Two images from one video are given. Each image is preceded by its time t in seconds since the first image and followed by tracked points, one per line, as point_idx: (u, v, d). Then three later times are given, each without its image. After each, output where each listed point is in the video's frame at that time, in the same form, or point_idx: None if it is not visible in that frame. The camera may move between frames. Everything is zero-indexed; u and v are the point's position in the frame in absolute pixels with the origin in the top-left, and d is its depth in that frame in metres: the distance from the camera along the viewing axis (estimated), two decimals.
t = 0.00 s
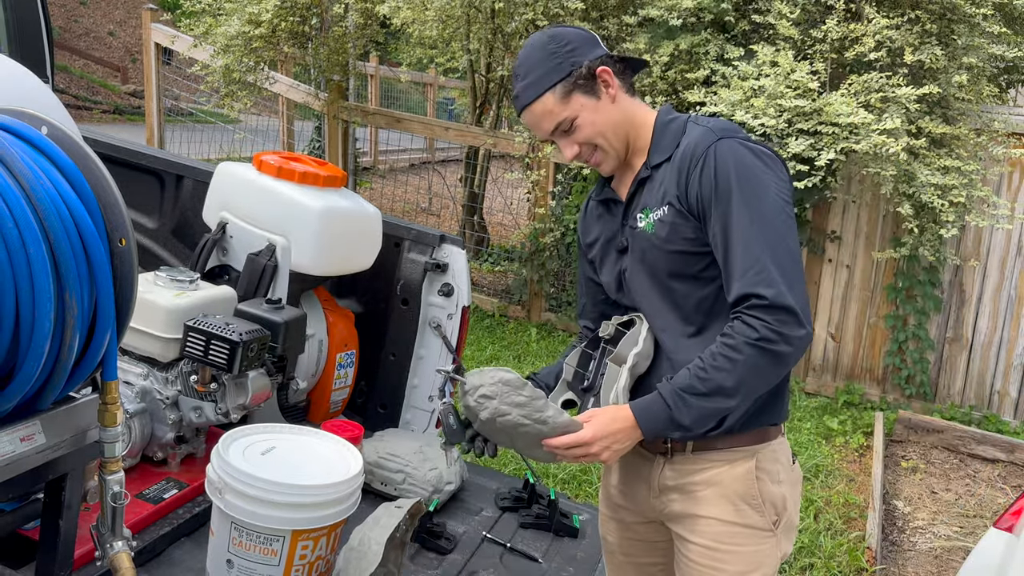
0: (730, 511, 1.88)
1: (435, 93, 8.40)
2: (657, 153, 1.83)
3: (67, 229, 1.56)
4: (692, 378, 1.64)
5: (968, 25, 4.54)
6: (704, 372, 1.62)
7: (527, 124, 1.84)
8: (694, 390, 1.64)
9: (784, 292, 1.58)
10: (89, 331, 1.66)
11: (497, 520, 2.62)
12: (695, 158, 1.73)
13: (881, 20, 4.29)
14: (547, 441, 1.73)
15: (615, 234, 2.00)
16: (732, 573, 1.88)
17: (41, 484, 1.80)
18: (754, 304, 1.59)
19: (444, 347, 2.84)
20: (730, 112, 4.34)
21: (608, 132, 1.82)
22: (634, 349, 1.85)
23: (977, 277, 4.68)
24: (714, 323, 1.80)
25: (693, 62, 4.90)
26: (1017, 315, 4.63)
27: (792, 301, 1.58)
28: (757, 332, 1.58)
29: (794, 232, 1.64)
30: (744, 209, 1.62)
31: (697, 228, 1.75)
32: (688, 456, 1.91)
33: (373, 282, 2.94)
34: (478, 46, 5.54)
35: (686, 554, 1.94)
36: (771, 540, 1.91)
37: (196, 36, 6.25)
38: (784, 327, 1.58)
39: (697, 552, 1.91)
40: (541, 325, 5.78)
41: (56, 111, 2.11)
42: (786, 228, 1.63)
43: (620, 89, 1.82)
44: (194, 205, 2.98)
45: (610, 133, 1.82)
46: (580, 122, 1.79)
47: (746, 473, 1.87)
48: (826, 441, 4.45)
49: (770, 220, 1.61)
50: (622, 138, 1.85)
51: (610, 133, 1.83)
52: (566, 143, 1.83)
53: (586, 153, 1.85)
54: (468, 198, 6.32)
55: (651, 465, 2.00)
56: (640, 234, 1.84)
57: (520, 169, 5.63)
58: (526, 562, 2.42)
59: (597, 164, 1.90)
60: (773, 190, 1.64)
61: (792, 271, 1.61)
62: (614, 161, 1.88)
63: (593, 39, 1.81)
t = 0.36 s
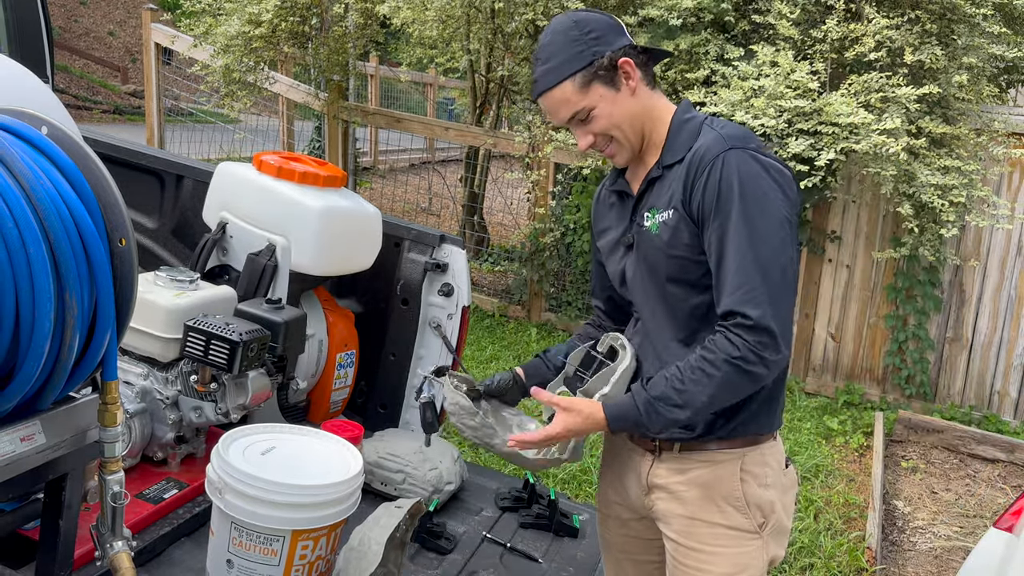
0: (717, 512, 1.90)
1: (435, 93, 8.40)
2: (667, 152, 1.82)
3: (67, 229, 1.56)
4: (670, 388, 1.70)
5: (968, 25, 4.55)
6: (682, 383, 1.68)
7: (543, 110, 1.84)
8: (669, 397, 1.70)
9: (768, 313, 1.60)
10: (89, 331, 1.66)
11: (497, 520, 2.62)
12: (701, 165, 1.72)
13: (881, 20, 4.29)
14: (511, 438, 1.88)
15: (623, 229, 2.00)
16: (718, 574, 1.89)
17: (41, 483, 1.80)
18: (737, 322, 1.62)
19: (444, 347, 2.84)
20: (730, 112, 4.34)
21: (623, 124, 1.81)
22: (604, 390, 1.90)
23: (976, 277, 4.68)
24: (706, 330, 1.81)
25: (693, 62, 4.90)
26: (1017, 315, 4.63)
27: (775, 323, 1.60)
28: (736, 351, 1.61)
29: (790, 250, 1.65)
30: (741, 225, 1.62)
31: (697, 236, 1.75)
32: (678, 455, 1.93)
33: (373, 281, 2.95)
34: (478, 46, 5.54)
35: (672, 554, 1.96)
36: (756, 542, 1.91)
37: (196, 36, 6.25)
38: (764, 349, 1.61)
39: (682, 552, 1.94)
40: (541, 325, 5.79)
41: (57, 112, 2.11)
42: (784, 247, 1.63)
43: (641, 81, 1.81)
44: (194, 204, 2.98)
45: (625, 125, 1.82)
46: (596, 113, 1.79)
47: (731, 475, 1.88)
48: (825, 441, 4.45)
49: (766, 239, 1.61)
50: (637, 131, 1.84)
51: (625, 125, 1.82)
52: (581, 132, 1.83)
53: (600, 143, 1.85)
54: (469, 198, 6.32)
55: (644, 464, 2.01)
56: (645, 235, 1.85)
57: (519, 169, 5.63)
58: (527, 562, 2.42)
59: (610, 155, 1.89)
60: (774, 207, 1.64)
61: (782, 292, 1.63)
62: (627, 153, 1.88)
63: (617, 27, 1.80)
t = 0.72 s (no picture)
0: (719, 512, 1.90)
1: (435, 93, 8.40)
2: (671, 149, 1.83)
3: (67, 229, 1.56)
4: (670, 346, 1.68)
5: (968, 25, 4.55)
6: (682, 345, 1.67)
7: (550, 103, 1.81)
8: (667, 358, 1.68)
9: (777, 304, 1.61)
10: (89, 331, 1.66)
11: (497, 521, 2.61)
12: (706, 158, 1.73)
13: (881, 20, 4.29)
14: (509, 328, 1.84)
15: (624, 229, 2.01)
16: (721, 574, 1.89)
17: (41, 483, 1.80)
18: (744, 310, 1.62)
19: (444, 347, 2.84)
20: (730, 112, 4.34)
21: (632, 119, 1.81)
22: (554, 494, 1.96)
23: (977, 277, 4.68)
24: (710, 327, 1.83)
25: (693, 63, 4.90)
26: (1017, 315, 4.62)
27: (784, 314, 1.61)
28: (742, 333, 1.61)
29: (794, 243, 1.66)
30: (747, 216, 1.63)
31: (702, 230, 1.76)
32: (679, 455, 1.94)
33: (373, 282, 2.95)
34: (478, 46, 5.54)
35: (677, 555, 1.97)
36: (760, 542, 1.90)
37: (196, 36, 6.25)
38: (772, 338, 1.62)
39: (687, 553, 1.94)
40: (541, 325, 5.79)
41: (57, 112, 2.11)
42: (788, 239, 1.64)
43: (648, 77, 1.82)
44: (194, 204, 2.98)
45: (634, 120, 1.81)
46: (608, 105, 1.77)
47: (734, 475, 1.88)
48: (826, 441, 4.45)
49: (773, 233, 1.63)
50: (644, 127, 1.84)
51: (633, 120, 1.82)
52: (590, 125, 1.80)
53: (607, 137, 1.83)
54: (469, 198, 6.32)
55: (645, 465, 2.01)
56: (650, 233, 1.85)
57: (519, 169, 5.63)
58: (526, 561, 2.43)
59: (614, 151, 1.88)
60: (779, 201, 1.65)
61: (788, 284, 1.64)
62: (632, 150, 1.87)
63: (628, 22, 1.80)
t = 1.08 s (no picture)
0: (715, 514, 1.90)
1: (434, 93, 8.40)
2: (679, 148, 1.84)
3: (67, 229, 1.56)
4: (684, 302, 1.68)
5: (968, 25, 4.54)
6: (694, 311, 1.67)
7: (559, 94, 1.80)
8: (671, 324, 1.67)
9: (786, 301, 1.64)
10: (89, 331, 1.66)
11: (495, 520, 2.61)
12: (719, 155, 1.75)
13: (881, 20, 4.29)
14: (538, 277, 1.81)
15: (623, 227, 2.00)
16: None
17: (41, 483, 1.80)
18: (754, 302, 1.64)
19: (444, 347, 2.84)
20: (730, 112, 4.34)
21: (640, 116, 1.81)
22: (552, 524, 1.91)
23: (977, 277, 4.68)
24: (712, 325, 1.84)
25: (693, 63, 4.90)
26: (1017, 315, 4.62)
27: (792, 311, 1.64)
28: (749, 321, 1.62)
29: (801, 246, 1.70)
30: (762, 213, 1.66)
31: (710, 228, 1.78)
32: (674, 459, 1.94)
33: (373, 282, 2.95)
34: (478, 46, 5.54)
35: (672, 558, 1.96)
36: (755, 544, 1.91)
37: (196, 36, 6.25)
38: (779, 333, 1.64)
39: (682, 555, 1.94)
40: (541, 325, 5.78)
41: (57, 112, 2.11)
42: (797, 241, 1.68)
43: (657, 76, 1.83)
44: (194, 204, 2.98)
45: (642, 117, 1.81)
46: (618, 100, 1.77)
47: (730, 477, 1.88)
48: (826, 441, 4.45)
49: (784, 234, 1.66)
50: (650, 126, 1.84)
51: (641, 118, 1.82)
52: (597, 119, 1.80)
53: (613, 133, 1.82)
54: (469, 199, 6.32)
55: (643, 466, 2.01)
56: (656, 230, 1.86)
57: (519, 169, 5.64)
58: (526, 562, 2.46)
59: (618, 149, 1.87)
60: (791, 205, 1.69)
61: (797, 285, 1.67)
62: (635, 149, 1.86)
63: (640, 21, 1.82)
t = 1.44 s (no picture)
0: (705, 515, 1.90)
1: (435, 93, 8.40)
2: (682, 147, 1.85)
3: (66, 229, 1.56)
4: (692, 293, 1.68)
5: (968, 25, 4.54)
6: (702, 302, 1.67)
7: (571, 83, 1.79)
8: (680, 312, 1.66)
9: (793, 299, 1.66)
10: (89, 331, 1.66)
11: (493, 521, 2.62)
12: (729, 154, 1.76)
13: (881, 20, 4.29)
14: (546, 260, 1.77)
15: (619, 225, 2.00)
16: None
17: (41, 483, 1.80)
18: (761, 298, 1.66)
19: (444, 347, 2.84)
20: (730, 112, 4.34)
21: (648, 113, 1.81)
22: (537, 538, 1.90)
23: (976, 278, 4.68)
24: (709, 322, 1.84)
25: (693, 63, 4.91)
26: (1017, 315, 4.62)
27: (797, 309, 1.66)
28: (756, 316, 1.64)
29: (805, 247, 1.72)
30: (771, 212, 1.68)
31: (715, 226, 1.78)
32: (664, 459, 1.94)
33: (372, 282, 2.95)
34: (478, 46, 5.53)
35: (661, 559, 1.97)
36: (746, 544, 1.92)
37: (196, 36, 6.25)
38: (783, 331, 1.67)
39: (672, 556, 1.94)
40: (541, 325, 5.78)
41: (57, 112, 2.11)
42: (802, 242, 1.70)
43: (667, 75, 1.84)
44: (194, 204, 2.98)
45: (650, 115, 1.82)
46: (630, 95, 1.77)
47: (722, 478, 1.88)
48: (825, 441, 4.45)
49: (791, 235, 1.68)
50: (656, 125, 1.85)
51: (649, 115, 1.82)
52: (607, 112, 1.79)
53: (620, 128, 1.81)
54: (469, 199, 6.32)
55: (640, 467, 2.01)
56: (658, 227, 1.86)
57: (519, 169, 5.63)
58: (526, 562, 2.49)
59: (622, 146, 1.86)
60: (798, 207, 1.71)
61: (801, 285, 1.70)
62: (640, 146, 1.86)
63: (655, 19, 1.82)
